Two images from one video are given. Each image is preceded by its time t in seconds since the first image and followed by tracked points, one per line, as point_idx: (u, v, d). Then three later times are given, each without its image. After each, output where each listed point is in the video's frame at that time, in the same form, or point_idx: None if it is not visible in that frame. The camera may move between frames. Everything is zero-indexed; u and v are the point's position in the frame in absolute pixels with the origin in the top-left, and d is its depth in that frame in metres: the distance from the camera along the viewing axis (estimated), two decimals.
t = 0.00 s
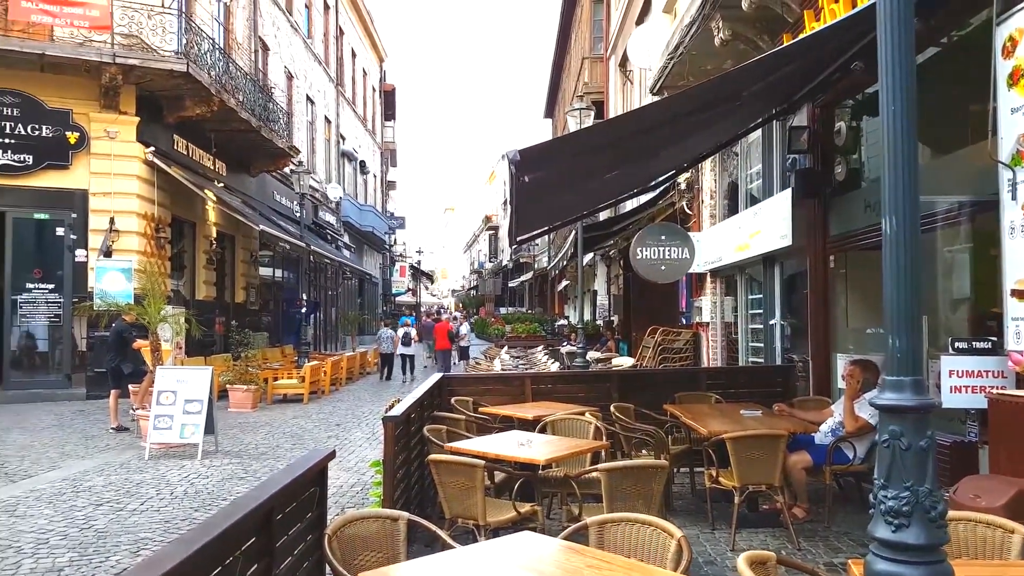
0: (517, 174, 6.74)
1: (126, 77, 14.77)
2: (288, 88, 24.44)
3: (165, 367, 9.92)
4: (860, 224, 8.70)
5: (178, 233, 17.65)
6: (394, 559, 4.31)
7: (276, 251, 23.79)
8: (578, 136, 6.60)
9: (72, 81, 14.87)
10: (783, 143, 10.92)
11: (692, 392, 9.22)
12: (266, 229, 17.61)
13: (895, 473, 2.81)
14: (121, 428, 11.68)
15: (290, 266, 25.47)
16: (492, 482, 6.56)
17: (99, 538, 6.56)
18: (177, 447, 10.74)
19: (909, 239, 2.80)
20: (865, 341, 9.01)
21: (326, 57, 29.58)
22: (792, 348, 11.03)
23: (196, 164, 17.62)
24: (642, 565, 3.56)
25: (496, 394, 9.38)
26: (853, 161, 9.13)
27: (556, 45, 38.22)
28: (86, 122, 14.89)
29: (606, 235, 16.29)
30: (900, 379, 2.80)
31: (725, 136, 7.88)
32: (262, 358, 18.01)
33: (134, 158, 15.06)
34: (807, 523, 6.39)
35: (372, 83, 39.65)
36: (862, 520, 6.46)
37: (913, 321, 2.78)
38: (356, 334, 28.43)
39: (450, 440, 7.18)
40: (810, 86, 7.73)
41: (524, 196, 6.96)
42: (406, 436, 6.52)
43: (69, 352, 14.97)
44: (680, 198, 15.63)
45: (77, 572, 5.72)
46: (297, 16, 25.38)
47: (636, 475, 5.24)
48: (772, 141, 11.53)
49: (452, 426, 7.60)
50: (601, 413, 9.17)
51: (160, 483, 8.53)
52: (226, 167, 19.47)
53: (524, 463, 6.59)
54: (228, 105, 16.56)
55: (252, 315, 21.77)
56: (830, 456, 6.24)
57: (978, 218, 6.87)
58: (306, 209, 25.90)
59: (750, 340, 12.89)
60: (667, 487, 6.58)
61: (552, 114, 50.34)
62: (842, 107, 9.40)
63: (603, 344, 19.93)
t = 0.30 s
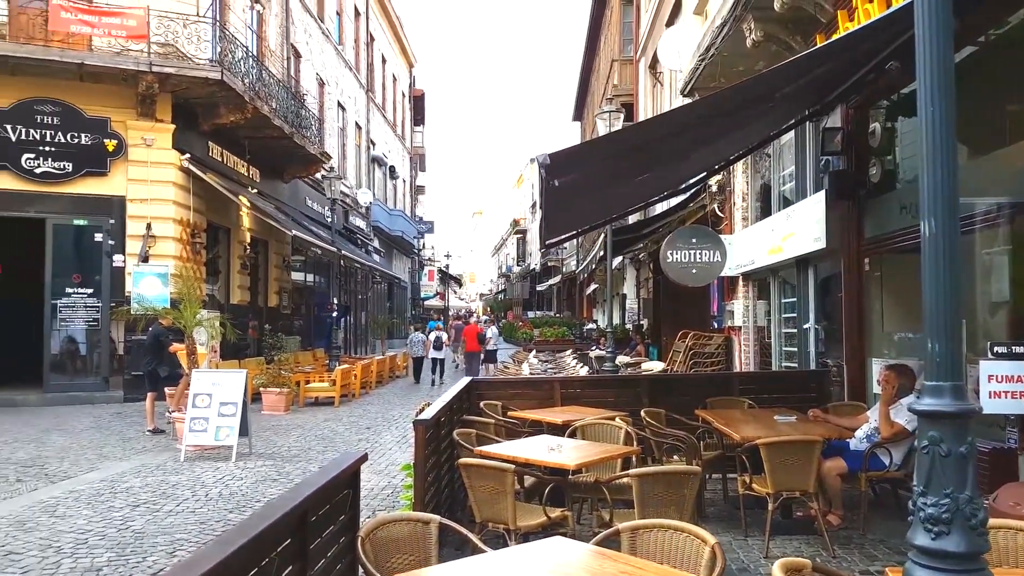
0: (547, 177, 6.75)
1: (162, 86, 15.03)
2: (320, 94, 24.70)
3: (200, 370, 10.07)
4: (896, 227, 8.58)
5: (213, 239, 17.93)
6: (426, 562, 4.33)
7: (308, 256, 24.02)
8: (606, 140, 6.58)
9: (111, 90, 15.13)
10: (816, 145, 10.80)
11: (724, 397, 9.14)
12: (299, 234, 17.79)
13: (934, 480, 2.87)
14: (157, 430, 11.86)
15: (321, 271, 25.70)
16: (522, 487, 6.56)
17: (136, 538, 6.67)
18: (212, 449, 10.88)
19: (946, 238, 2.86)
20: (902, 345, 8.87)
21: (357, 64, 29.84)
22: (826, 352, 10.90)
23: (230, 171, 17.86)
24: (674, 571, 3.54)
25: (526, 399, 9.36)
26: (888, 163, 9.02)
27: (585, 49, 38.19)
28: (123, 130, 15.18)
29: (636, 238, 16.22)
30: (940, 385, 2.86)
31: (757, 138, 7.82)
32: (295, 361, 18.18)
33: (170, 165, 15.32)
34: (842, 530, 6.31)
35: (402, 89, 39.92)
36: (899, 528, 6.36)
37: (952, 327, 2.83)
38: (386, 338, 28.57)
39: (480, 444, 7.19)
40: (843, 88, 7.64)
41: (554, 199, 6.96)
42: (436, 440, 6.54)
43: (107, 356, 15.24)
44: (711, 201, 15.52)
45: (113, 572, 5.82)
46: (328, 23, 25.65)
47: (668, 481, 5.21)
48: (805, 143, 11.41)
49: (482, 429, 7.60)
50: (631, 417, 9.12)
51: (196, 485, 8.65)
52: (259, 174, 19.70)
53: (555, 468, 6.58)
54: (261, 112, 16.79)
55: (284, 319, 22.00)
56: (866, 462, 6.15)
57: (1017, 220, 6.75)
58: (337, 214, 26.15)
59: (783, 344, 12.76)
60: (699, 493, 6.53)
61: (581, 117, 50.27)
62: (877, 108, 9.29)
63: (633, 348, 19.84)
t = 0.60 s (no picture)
0: (582, 178, 6.73)
1: (202, 92, 15.28)
2: (356, 99, 24.93)
3: (241, 371, 10.22)
4: (940, 226, 8.42)
5: (253, 243, 18.31)
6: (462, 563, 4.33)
7: (343, 259, 24.24)
8: (642, 141, 6.51)
9: (152, 97, 15.37)
10: (858, 144, 10.62)
11: (764, 400, 9.03)
12: (336, 237, 17.95)
13: (983, 486, 3.20)
14: (198, 431, 12.05)
15: (357, 274, 25.90)
16: (558, 490, 6.52)
17: (178, 537, 6.77)
18: (252, 450, 11.01)
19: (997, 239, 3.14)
20: (948, 348, 8.68)
21: (392, 68, 30.07)
22: (869, 354, 10.70)
23: (268, 175, 18.16)
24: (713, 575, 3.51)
25: (561, 401, 9.33)
26: (932, 161, 8.85)
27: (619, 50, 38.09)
28: (165, 136, 15.46)
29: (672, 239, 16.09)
30: (990, 390, 3.17)
31: (796, 137, 7.72)
32: (331, 363, 18.34)
33: (210, 170, 15.61)
34: (886, 536, 6.18)
35: (436, 93, 40.14)
36: (945, 534, 6.22)
37: (1000, 331, 3.15)
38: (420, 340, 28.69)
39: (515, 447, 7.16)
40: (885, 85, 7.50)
41: (588, 200, 6.94)
42: (472, 442, 6.54)
43: (150, 358, 15.51)
44: (749, 201, 15.33)
45: (158, 570, 5.91)
46: (364, 28, 25.89)
47: (707, 486, 5.17)
48: (846, 141, 11.22)
49: (516, 432, 7.58)
50: (668, 421, 9.04)
51: (236, 484, 8.77)
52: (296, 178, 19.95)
53: (591, 471, 6.54)
54: (299, 117, 17.01)
55: (321, 321, 22.21)
56: (910, 467, 6.03)
57: None
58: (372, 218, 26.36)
59: (825, 346, 12.57)
60: (739, 498, 6.45)
61: (616, 117, 50.01)
62: (920, 105, 9.11)
63: (669, 350, 19.68)
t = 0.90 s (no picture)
0: (622, 178, 6.70)
1: (244, 98, 15.53)
2: (394, 103, 25.11)
3: (282, 372, 10.34)
4: (991, 225, 8.21)
5: (293, 245, 18.53)
6: (503, 564, 4.32)
7: (382, 261, 24.43)
8: (681, 142, 6.44)
9: (196, 103, 15.69)
10: (905, 140, 10.41)
11: (809, 402, 8.89)
12: (374, 239, 18.09)
13: None
14: (241, 430, 12.22)
15: (395, 275, 26.09)
16: (598, 492, 6.49)
17: (222, 535, 6.87)
18: (294, 450, 11.12)
19: None
20: (999, 348, 8.47)
21: (429, 71, 30.25)
22: (917, 355, 10.48)
23: (308, 179, 18.36)
24: None
25: (601, 403, 9.26)
26: (981, 158, 8.64)
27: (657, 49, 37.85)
28: (208, 141, 15.75)
29: (713, 239, 15.92)
30: None
31: (840, 135, 7.59)
32: (371, 364, 18.48)
33: (252, 175, 15.92)
34: (936, 541, 6.04)
35: (473, 95, 40.31)
36: (998, 540, 6.06)
37: None
38: (458, 341, 28.77)
39: (555, 448, 7.14)
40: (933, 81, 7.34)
41: (628, 201, 6.91)
42: (511, 443, 6.53)
43: (194, 359, 15.78)
44: (792, 199, 15.10)
45: (203, 568, 6.00)
46: (402, 32, 26.09)
47: (752, 489, 5.10)
48: (892, 138, 11.00)
49: (555, 433, 7.55)
50: (711, 422, 8.94)
51: (278, 483, 8.88)
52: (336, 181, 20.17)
53: (632, 474, 6.50)
54: (338, 122, 17.18)
55: (360, 322, 22.40)
56: (961, 470, 5.89)
57: None
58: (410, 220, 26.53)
59: (871, 347, 12.34)
60: (783, 501, 6.35)
61: (655, 116, 49.61)
62: (969, 101, 8.90)
63: (710, 351, 19.47)
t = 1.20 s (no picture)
0: (664, 177, 6.65)
1: (286, 103, 15.76)
2: (433, 105, 25.25)
3: (324, 373, 10.46)
4: None
5: (334, 247, 18.72)
6: (545, 565, 4.30)
7: (421, 263, 24.58)
8: (728, 139, 6.39)
9: (239, 108, 15.95)
10: (955, 135, 10.18)
11: (858, 403, 8.71)
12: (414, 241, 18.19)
13: None
14: (285, 430, 12.35)
15: (433, 276, 26.21)
16: (642, 494, 6.44)
17: (267, 533, 6.95)
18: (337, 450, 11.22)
19: None
20: None
21: (468, 74, 30.39)
22: (969, 355, 10.23)
23: (347, 181, 18.53)
24: None
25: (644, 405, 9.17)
26: None
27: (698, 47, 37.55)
28: (251, 146, 16.02)
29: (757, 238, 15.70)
30: None
31: (887, 132, 7.44)
32: (410, 364, 18.59)
33: (294, 178, 16.19)
34: (990, 546, 5.89)
35: (511, 96, 40.40)
36: None
37: None
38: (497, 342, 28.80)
39: (597, 449, 7.10)
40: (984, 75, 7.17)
41: (670, 200, 6.86)
42: (553, 444, 6.50)
43: (237, 359, 16.03)
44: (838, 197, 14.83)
45: (248, 566, 6.07)
46: (441, 35, 26.24)
47: (800, 492, 5.02)
48: (942, 133, 10.76)
49: (597, 434, 7.51)
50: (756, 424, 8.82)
51: (321, 482, 8.96)
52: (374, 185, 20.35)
53: (675, 476, 6.44)
54: (378, 125, 17.33)
55: (399, 323, 22.55)
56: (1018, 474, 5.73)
57: None
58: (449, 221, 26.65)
59: (922, 348, 12.06)
60: (831, 504, 6.24)
61: (697, 114, 49.08)
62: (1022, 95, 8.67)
63: (755, 352, 19.19)
